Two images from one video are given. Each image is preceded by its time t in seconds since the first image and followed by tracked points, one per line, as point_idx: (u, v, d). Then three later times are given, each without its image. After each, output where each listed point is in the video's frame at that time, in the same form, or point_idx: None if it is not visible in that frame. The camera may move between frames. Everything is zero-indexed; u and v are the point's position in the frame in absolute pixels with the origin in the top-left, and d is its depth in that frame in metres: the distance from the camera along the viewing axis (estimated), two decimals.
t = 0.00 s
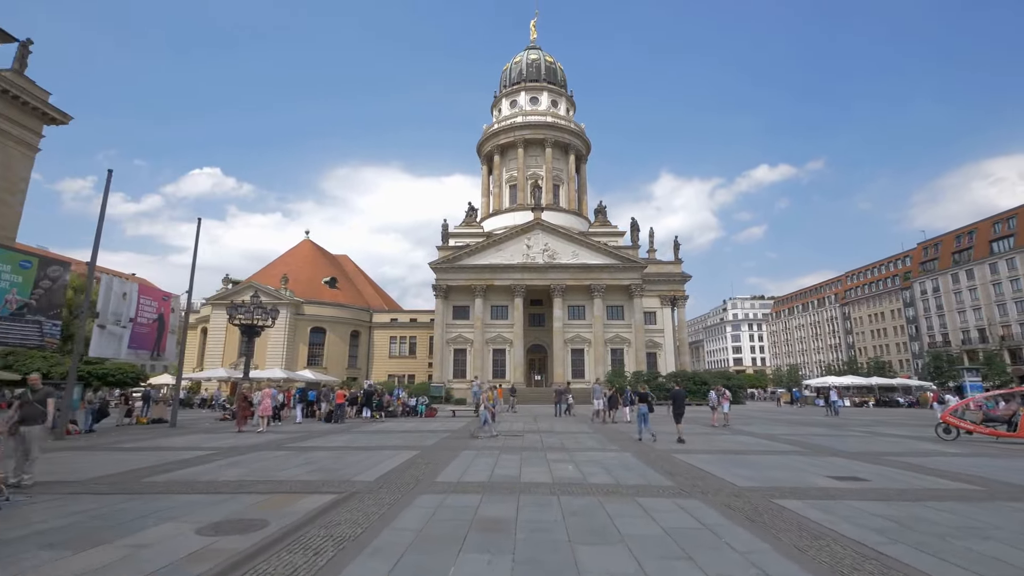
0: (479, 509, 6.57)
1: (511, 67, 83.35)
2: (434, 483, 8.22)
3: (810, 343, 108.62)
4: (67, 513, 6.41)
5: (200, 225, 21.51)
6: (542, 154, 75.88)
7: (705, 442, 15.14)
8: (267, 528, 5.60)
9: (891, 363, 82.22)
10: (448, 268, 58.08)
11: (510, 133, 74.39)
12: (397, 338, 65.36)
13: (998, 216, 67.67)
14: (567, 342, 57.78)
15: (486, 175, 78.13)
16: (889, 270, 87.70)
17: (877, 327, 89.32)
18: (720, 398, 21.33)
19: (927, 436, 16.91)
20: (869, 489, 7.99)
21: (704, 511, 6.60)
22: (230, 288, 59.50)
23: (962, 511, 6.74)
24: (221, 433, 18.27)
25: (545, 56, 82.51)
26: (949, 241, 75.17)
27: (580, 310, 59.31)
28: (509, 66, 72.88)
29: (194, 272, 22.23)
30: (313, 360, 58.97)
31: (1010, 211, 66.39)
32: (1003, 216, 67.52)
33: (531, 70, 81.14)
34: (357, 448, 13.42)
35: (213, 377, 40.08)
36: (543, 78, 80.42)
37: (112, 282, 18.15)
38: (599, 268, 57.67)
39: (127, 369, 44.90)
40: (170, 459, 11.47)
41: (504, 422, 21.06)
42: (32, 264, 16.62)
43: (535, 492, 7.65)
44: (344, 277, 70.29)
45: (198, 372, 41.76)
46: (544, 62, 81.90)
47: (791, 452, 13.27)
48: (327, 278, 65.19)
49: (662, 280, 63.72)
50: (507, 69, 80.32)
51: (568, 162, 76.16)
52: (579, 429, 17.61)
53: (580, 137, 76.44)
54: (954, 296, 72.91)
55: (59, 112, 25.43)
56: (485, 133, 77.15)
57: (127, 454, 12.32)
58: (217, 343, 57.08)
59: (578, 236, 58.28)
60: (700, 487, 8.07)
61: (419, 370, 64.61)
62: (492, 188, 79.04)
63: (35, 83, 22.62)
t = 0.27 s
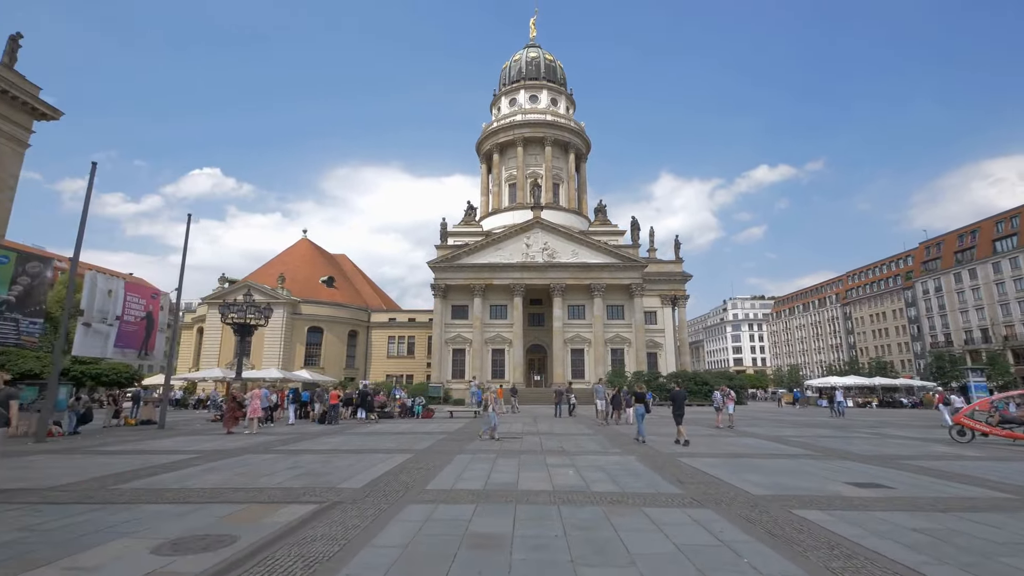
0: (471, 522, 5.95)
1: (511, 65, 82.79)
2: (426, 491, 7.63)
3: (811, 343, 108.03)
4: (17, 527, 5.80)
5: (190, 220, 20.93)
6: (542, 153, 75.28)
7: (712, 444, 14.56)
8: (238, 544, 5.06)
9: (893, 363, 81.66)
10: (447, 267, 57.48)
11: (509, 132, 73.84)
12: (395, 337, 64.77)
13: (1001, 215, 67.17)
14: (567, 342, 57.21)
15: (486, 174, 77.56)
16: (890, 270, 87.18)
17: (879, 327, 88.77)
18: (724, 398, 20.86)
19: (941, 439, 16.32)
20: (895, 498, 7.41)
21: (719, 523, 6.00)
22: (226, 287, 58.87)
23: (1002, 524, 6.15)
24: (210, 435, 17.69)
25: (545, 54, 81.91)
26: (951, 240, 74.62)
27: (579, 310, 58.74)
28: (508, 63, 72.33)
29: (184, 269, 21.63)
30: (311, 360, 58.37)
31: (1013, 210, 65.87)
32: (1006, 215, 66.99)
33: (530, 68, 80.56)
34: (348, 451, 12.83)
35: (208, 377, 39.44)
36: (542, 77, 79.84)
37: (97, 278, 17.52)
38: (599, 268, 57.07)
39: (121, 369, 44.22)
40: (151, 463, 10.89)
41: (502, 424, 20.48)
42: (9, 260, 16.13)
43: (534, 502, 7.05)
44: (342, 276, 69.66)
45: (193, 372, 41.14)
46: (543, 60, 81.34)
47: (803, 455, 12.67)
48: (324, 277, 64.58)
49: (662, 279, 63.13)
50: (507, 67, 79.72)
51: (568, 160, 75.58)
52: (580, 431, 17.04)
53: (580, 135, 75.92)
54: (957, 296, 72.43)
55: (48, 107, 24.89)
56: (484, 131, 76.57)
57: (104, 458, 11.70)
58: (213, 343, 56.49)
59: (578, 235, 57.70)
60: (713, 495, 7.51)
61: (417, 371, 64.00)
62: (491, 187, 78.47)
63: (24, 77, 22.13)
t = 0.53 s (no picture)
0: (461, 538, 5.33)
1: (510, 63, 82.24)
2: (415, 500, 7.03)
3: (812, 343, 107.56)
4: None
5: (179, 216, 20.38)
6: (542, 151, 74.71)
7: (719, 446, 13.96)
8: (195, 565, 4.45)
9: (894, 363, 81.22)
10: (445, 266, 56.89)
11: (508, 130, 73.30)
12: (393, 337, 64.19)
13: (1004, 214, 66.68)
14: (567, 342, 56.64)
15: (484, 173, 76.99)
16: (892, 270, 86.71)
17: (880, 327, 88.29)
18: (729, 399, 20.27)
19: (954, 441, 15.75)
20: (925, 507, 6.81)
21: (736, 538, 5.40)
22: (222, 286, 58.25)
23: None
24: (198, 437, 17.09)
25: (544, 52, 81.35)
26: (953, 240, 74.15)
27: (579, 309, 58.19)
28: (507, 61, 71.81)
29: (172, 266, 21.05)
30: (307, 360, 57.77)
31: (1016, 209, 65.40)
32: (1009, 214, 66.52)
33: (529, 66, 80.00)
34: (338, 454, 12.21)
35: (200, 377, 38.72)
36: (542, 75, 79.31)
37: (80, 275, 16.88)
38: (599, 267, 56.50)
39: (114, 370, 43.59)
40: (127, 468, 10.28)
41: (500, 425, 19.88)
42: None
43: (531, 513, 6.44)
44: (340, 275, 69.06)
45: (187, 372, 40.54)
46: (542, 58, 80.80)
47: (814, 459, 12.08)
48: (322, 276, 63.98)
49: (663, 278, 62.58)
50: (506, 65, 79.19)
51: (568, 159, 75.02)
52: (581, 433, 16.43)
53: (580, 134, 75.36)
54: (960, 295, 71.91)
55: (37, 101, 24.34)
56: (483, 130, 76.00)
57: (79, 462, 11.12)
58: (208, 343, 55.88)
59: (577, 234, 57.12)
60: (727, 504, 6.92)
61: (415, 371, 63.42)
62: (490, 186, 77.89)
63: (12, 71, 21.60)
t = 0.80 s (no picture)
0: (448, 557, 4.74)
1: (509, 62, 81.71)
2: (402, 510, 6.45)
3: (812, 343, 107.12)
4: None
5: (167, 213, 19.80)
6: (541, 150, 74.14)
7: (727, 450, 13.35)
8: None
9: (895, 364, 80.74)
10: (444, 266, 56.30)
11: (507, 129, 72.76)
12: (391, 337, 63.59)
13: (1006, 214, 66.24)
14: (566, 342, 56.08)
15: (483, 172, 76.43)
16: (893, 270, 86.25)
17: (881, 327, 87.85)
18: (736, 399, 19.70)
19: (968, 444, 15.18)
20: (959, 518, 6.24)
21: (759, 557, 4.81)
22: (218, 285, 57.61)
23: None
24: (184, 439, 16.48)
25: (543, 50, 80.80)
26: (955, 239, 73.66)
27: (579, 309, 57.63)
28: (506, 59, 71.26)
29: (159, 263, 20.47)
30: (304, 360, 57.16)
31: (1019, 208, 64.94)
32: (1011, 213, 66.01)
33: (528, 64, 79.44)
34: (325, 457, 11.60)
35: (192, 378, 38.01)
36: (541, 73, 78.78)
37: (60, 271, 16.32)
38: (599, 266, 55.90)
39: (108, 370, 42.97)
40: (101, 473, 9.69)
41: (498, 428, 19.22)
42: None
43: (528, 526, 5.84)
44: (338, 274, 68.46)
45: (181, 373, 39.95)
46: (542, 56, 80.28)
47: (827, 462, 11.51)
48: (319, 275, 63.36)
49: (663, 278, 61.99)
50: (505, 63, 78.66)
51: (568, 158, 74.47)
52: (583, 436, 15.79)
53: (580, 132, 74.81)
54: (962, 295, 71.45)
55: (26, 95, 23.78)
56: (482, 128, 75.44)
57: (52, 467, 10.53)
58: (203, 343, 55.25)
59: (577, 233, 56.55)
60: (743, 515, 6.34)
61: (413, 371, 62.80)
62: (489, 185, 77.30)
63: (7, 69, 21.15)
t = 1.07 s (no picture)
0: None
1: (508, 60, 81.18)
2: (388, 523, 5.87)
3: (812, 343, 106.65)
4: None
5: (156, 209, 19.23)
6: (540, 149, 73.58)
7: (735, 452, 12.78)
8: None
9: (896, 364, 80.30)
10: (442, 265, 55.72)
11: (506, 127, 72.23)
12: (389, 337, 62.99)
13: (1009, 213, 65.75)
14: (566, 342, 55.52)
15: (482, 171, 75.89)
16: (894, 270, 85.78)
17: (882, 328, 87.38)
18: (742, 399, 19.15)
19: (985, 447, 14.61)
20: (1001, 532, 5.68)
21: None
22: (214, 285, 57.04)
23: None
24: (171, 441, 15.89)
25: (543, 49, 80.26)
26: (957, 239, 73.22)
27: (579, 309, 57.08)
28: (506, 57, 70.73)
29: (147, 260, 19.95)
30: (301, 360, 56.56)
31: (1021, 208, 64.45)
32: (1014, 212, 65.56)
33: (528, 62, 78.89)
34: (313, 461, 11.01)
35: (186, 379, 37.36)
36: (540, 71, 78.24)
37: (40, 267, 15.85)
38: (599, 265, 55.35)
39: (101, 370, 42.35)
40: (73, 479, 9.11)
41: (496, 430, 18.63)
42: None
43: (526, 541, 5.26)
44: (335, 274, 67.83)
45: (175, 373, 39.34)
46: (541, 54, 79.75)
47: (841, 467, 10.94)
48: (316, 275, 62.73)
49: (664, 277, 61.44)
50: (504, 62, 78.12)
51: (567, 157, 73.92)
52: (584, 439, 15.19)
53: (579, 131, 74.27)
54: (964, 295, 70.98)
55: (13, 89, 23.23)
56: (481, 127, 74.89)
57: (24, 472, 9.96)
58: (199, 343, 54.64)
59: (577, 232, 55.98)
60: (762, 529, 5.77)
61: (411, 371, 62.19)
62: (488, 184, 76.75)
63: None
